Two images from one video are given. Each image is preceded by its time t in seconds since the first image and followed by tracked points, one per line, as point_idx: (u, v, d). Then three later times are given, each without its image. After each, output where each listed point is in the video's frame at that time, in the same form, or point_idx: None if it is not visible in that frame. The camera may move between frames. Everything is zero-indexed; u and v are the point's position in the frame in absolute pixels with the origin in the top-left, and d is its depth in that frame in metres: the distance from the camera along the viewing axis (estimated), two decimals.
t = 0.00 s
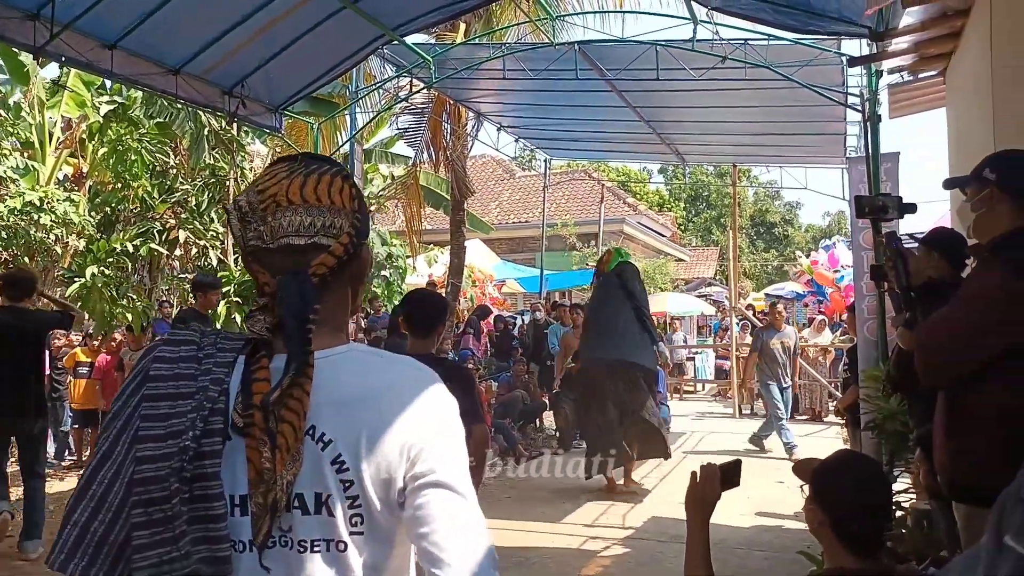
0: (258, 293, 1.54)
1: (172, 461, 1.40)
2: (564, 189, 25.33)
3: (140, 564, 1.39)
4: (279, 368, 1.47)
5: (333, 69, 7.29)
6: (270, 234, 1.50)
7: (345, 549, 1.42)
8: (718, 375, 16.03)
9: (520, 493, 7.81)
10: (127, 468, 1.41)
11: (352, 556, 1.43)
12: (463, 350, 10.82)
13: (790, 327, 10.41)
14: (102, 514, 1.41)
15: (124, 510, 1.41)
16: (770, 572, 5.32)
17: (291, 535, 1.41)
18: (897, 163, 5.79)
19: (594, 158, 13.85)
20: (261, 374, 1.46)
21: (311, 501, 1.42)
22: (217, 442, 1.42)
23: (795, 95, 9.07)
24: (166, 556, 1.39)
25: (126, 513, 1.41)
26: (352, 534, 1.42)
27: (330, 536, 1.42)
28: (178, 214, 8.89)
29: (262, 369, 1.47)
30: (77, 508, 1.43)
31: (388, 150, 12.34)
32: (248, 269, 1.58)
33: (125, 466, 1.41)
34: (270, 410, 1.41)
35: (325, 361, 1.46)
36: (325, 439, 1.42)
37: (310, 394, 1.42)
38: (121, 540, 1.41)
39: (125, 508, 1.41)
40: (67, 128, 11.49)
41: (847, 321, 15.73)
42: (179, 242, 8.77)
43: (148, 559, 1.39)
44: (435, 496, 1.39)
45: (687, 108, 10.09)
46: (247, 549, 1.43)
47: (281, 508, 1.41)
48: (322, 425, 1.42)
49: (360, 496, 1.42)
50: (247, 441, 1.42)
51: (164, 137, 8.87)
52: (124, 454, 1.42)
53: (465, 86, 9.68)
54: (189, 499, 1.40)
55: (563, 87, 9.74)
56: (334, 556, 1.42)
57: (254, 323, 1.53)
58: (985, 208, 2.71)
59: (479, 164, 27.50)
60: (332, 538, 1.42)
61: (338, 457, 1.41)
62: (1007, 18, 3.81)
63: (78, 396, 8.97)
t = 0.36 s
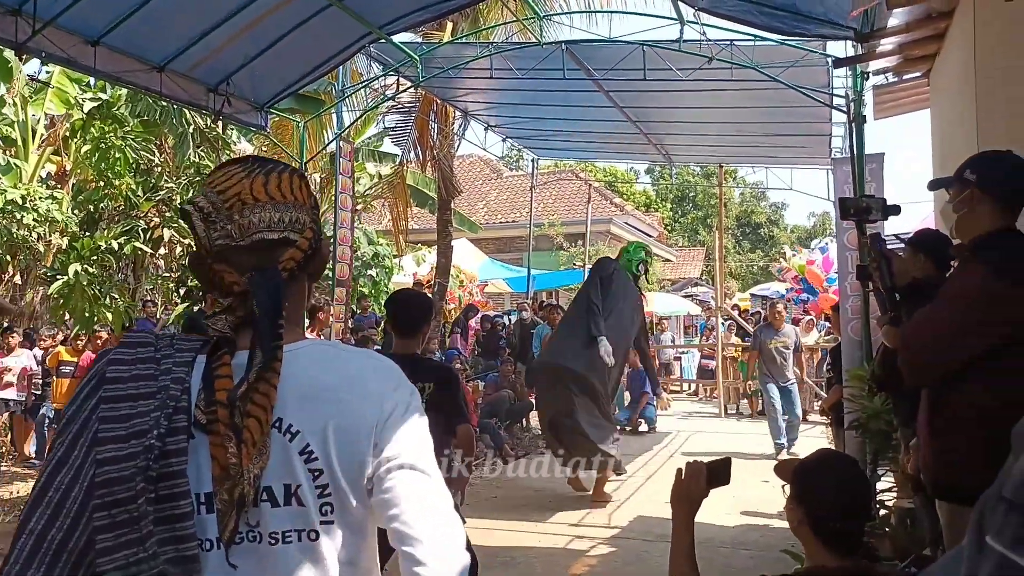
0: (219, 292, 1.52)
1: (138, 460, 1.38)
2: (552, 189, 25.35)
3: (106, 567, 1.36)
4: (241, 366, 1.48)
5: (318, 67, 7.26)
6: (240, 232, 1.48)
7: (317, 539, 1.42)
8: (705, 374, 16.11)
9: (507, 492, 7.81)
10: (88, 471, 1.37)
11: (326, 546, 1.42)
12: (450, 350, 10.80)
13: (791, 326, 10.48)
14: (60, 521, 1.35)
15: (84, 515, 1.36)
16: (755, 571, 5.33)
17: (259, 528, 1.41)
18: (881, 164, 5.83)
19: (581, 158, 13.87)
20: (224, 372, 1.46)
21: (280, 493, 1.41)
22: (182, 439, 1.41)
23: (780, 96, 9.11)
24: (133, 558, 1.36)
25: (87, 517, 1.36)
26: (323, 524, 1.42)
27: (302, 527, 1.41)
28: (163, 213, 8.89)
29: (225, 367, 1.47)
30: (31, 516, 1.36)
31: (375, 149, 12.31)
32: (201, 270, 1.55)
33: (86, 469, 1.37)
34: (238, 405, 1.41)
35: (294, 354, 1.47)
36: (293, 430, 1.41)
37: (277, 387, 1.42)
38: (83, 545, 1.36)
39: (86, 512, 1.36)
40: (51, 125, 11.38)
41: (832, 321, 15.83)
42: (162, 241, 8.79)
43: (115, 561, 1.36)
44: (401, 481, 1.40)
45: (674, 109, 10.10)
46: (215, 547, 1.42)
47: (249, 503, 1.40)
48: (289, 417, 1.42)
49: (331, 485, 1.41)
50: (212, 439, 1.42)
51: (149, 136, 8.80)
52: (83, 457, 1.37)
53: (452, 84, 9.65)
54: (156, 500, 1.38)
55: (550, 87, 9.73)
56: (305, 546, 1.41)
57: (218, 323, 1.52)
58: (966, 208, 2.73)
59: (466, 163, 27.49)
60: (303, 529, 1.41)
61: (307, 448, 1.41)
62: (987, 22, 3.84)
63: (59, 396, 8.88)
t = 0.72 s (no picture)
0: (263, 287, 1.57)
1: (187, 445, 1.41)
2: (541, 190, 25.35)
3: (158, 557, 1.36)
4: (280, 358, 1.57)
5: (306, 68, 7.25)
6: (306, 237, 1.62)
7: (347, 516, 1.58)
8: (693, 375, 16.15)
9: (497, 493, 7.81)
10: (129, 461, 1.37)
11: (354, 522, 1.59)
12: (439, 351, 10.79)
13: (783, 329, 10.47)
14: (97, 514, 1.34)
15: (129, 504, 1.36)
16: (743, 571, 5.35)
17: (285, 514, 1.53)
18: (868, 165, 5.86)
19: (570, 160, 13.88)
20: (253, 364, 1.52)
21: (311, 476, 1.55)
22: (222, 428, 1.46)
23: (768, 98, 9.16)
24: (187, 545, 1.39)
25: (130, 507, 1.36)
26: (351, 503, 1.59)
27: (333, 505, 1.57)
28: (149, 214, 8.78)
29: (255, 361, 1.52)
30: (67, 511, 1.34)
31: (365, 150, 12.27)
32: (235, 264, 1.55)
33: (126, 459, 1.37)
34: (276, 394, 1.53)
35: (318, 347, 1.61)
36: (325, 416, 1.57)
37: (310, 376, 1.57)
38: (130, 537, 1.36)
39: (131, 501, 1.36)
40: (37, 126, 11.30)
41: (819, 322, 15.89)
42: (149, 243, 8.66)
43: (168, 550, 1.37)
44: (415, 464, 1.66)
45: (662, 110, 10.14)
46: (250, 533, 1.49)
47: (279, 489, 1.52)
48: (319, 404, 1.57)
49: (360, 466, 1.59)
50: (241, 429, 1.47)
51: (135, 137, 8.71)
52: (121, 448, 1.37)
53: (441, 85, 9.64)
54: (202, 486, 1.42)
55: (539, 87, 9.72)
56: (335, 523, 1.57)
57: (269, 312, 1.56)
58: (949, 210, 2.74)
59: (456, 164, 27.46)
60: (333, 508, 1.57)
61: (341, 432, 1.58)
62: (972, 26, 3.88)
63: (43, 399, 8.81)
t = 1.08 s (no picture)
0: (367, 297, 1.72)
1: (340, 416, 1.52)
2: (535, 190, 25.37)
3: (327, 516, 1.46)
4: (380, 356, 1.70)
5: (299, 67, 7.23)
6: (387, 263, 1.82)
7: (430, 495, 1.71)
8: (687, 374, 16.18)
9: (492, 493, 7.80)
10: (297, 432, 1.45)
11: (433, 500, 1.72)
12: (433, 352, 10.79)
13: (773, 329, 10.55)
14: (277, 480, 1.42)
15: (300, 470, 1.45)
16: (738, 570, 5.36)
17: (394, 489, 1.66)
18: (861, 165, 5.88)
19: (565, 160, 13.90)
20: (367, 359, 1.64)
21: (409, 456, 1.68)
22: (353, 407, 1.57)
23: (761, 98, 9.19)
24: (347, 509, 1.49)
25: (303, 473, 1.45)
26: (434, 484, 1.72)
27: (419, 485, 1.69)
28: (143, 214, 8.72)
29: (368, 358, 1.65)
30: (249, 477, 1.40)
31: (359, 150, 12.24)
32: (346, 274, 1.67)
33: (292, 431, 1.45)
34: (382, 385, 1.67)
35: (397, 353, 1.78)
36: (413, 406, 1.72)
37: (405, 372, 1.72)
38: (302, 503, 1.44)
39: (303, 467, 1.45)
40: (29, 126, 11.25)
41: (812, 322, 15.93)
42: (141, 242, 8.63)
43: (336, 512, 1.47)
44: (466, 452, 1.82)
45: (656, 111, 10.16)
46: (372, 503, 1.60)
47: (395, 466, 1.65)
48: (410, 395, 1.73)
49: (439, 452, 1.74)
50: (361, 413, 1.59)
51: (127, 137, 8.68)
52: (287, 421, 1.45)
53: (435, 85, 9.63)
54: (354, 455, 1.52)
55: (533, 88, 9.73)
56: (421, 500, 1.70)
57: (370, 319, 1.70)
58: (943, 210, 2.75)
59: (450, 164, 27.47)
60: (421, 487, 1.69)
61: (425, 420, 1.74)
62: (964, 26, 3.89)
63: (37, 399, 8.75)
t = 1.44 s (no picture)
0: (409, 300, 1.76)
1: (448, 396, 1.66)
2: (536, 193, 25.37)
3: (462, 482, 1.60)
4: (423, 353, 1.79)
5: (301, 70, 7.24)
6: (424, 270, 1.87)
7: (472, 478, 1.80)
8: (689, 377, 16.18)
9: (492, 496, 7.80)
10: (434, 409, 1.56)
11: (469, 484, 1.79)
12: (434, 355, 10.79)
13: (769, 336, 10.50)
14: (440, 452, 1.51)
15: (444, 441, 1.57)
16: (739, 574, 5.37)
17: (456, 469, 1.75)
18: (863, 169, 5.89)
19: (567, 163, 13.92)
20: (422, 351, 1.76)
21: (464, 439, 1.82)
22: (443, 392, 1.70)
23: (762, 102, 9.21)
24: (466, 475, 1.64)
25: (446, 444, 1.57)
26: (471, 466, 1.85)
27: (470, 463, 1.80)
28: (145, 216, 8.62)
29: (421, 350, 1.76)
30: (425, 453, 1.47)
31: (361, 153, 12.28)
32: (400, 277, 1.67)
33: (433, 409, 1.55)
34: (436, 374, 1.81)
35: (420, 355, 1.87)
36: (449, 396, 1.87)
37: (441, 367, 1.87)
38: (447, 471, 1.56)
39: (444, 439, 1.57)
40: (30, 129, 11.26)
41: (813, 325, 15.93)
42: (143, 245, 8.57)
43: (464, 477, 1.62)
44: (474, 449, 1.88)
45: (658, 114, 10.18)
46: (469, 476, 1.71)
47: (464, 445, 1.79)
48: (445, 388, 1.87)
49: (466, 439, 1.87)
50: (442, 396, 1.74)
51: (129, 140, 8.69)
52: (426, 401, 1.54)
53: (437, 88, 9.64)
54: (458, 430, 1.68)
55: (535, 91, 9.76)
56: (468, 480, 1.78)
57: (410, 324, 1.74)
58: (945, 214, 2.76)
59: (451, 167, 27.46)
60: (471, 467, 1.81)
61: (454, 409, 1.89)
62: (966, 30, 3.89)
63: (39, 402, 8.87)
